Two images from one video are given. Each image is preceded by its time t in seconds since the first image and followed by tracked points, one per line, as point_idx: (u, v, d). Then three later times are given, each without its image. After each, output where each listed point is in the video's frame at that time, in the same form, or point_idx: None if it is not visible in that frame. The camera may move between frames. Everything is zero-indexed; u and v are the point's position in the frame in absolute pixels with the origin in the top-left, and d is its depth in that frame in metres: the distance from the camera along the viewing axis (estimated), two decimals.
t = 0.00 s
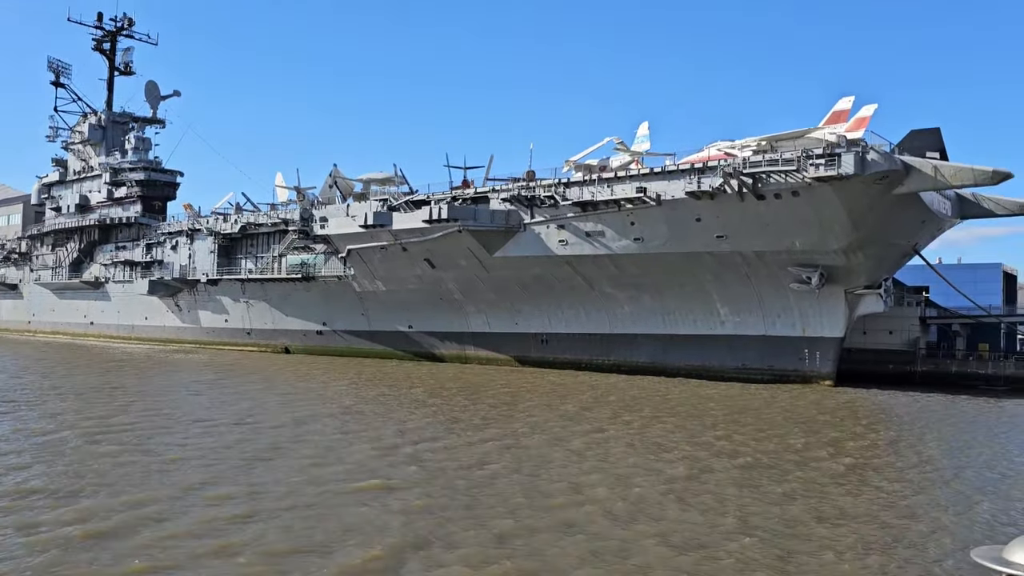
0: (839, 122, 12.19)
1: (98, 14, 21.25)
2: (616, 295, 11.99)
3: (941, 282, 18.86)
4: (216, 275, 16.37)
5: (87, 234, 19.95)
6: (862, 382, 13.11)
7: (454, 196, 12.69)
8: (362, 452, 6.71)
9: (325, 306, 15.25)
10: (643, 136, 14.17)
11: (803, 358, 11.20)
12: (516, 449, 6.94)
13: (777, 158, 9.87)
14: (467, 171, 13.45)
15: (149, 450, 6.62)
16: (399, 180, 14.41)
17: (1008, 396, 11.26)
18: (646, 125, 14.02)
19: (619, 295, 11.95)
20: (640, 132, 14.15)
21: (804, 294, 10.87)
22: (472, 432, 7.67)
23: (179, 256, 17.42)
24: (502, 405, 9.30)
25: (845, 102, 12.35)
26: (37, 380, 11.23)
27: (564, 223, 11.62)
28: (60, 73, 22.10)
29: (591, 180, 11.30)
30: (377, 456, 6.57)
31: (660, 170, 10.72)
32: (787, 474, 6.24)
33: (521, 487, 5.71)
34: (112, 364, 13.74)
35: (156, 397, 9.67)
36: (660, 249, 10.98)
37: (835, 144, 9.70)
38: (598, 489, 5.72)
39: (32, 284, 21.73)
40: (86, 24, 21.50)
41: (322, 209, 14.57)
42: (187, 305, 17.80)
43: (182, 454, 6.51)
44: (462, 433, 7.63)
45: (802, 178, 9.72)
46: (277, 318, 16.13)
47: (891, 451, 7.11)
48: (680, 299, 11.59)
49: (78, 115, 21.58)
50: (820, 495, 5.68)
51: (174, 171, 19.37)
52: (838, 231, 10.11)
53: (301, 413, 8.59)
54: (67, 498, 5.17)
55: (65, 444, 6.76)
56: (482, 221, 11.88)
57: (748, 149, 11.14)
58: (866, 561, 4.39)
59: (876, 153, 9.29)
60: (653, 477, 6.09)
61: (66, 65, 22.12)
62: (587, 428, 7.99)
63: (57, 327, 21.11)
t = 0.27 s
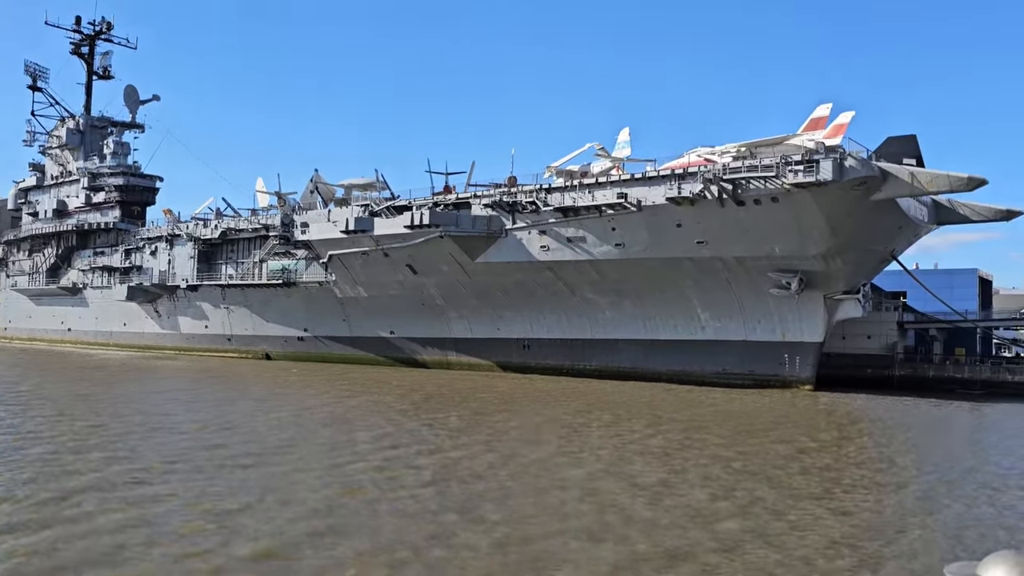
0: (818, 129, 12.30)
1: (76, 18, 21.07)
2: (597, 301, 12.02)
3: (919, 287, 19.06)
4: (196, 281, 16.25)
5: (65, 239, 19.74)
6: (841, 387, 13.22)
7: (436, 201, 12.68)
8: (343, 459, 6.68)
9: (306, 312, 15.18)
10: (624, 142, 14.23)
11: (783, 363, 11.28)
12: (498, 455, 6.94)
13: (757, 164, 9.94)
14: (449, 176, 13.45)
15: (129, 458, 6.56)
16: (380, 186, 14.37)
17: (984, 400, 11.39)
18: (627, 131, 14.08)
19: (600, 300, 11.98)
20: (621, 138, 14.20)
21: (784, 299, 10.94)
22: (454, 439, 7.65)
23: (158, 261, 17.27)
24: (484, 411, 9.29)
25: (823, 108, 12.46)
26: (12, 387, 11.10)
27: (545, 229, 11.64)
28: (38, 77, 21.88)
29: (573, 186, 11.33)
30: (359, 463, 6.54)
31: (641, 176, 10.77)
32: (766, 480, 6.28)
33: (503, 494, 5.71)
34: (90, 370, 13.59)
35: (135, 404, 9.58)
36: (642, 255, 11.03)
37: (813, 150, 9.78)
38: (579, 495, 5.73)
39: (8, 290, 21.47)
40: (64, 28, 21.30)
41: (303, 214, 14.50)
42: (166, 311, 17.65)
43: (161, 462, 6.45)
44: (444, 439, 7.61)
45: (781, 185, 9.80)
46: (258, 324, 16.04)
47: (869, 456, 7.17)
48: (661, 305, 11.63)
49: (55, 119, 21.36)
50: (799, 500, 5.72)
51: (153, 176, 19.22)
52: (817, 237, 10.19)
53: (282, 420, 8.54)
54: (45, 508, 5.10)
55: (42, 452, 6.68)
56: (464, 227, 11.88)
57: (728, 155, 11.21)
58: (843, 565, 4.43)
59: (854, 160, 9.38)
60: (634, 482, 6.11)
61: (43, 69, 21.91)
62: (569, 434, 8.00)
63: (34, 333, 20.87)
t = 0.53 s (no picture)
0: (803, 133, 12.35)
1: (60, 21, 20.91)
2: (585, 305, 12.02)
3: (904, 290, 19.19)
4: (181, 285, 16.13)
5: (48, 243, 19.57)
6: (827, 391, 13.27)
7: (423, 205, 12.64)
8: (329, 464, 6.63)
9: (293, 316, 15.10)
10: (611, 146, 14.25)
11: (770, 367, 11.31)
12: (485, 460, 6.91)
13: (743, 169, 9.97)
14: (435, 180, 13.41)
15: (112, 465, 6.47)
16: (367, 190, 14.32)
17: (969, 403, 11.47)
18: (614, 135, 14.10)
19: (588, 304, 11.98)
20: (608, 142, 14.22)
21: (770, 303, 10.97)
22: (441, 444, 7.61)
23: (143, 266, 17.14)
24: (471, 416, 9.26)
25: (809, 113, 12.53)
26: None
27: (533, 233, 11.63)
28: (21, 80, 21.70)
29: (560, 190, 11.33)
30: (345, 468, 6.50)
31: (628, 180, 10.78)
32: (754, 483, 6.28)
33: (490, 499, 5.68)
34: (73, 376, 13.47)
35: (119, 409, 9.49)
36: (629, 259, 11.03)
37: (799, 154, 9.82)
38: (566, 499, 5.71)
39: None
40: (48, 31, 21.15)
41: (289, 218, 14.42)
42: (151, 316, 17.52)
43: (145, 469, 6.37)
44: (431, 444, 7.57)
45: (768, 189, 9.83)
46: (243, 329, 15.94)
47: (856, 459, 7.19)
48: (648, 309, 11.64)
49: (38, 123, 21.19)
50: (786, 503, 5.72)
51: (138, 180, 19.08)
52: (803, 241, 10.23)
53: (268, 425, 8.47)
54: (27, 516, 5.02)
55: (23, 459, 6.58)
56: (451, 231, 11.85)
57: (714, 159, 11.24)
58: (830, 568, 4.43)
59: (839, 164, 9.42)
60: (622, 487, 6.09)
61: (26, 72, 21.73)
62: (557, 438, 7.98)
63: (17, 338, 20.67)
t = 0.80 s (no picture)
0: (797, 136, 12.40)
1: (53, 21, 20.85)
2: (579, 307, 12.03)
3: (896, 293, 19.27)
4: (174, 287, 16.09)
5: (40, 244, 19.50)
6: (821, 393, 13.32)
7: (418, 207, 12.64)
8: (324, 466, 6.63)
9: (287, 318, 15.08)
10: (605, 148, 14.27)
11: (764, 369, 11.34)
12: (480, 462, 6.91)
13: (737, 171, 10.00)
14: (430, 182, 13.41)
15: (105, 467, 6.44)
16: (361, 191, 14.31)
17: (961, 405, 11.52)
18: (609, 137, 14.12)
19: (582, 306, 11.99)
20: (603, 144, 14.24)
21: (764, 305, 11.01)
22: (436, 446, 7.61)
23: (136, 267, 17.09)
24: (465, 418, 9.26)
25: (803, 115, 12.57)
26: None
27: (527, 234, 11.64)
28: (13, 80, 21.61)
29: (554, 192, 11.34)
30: (341, 470, 6.50)
31: (622, 182, 10.80)
32: (749, 485, 6.30)
33: (486, 500, 5.69)
34: (66, 378, 13.42)
35: (112, 411, 9.47)
36: (623, 261, 11.05)
37: (793, 157, 9.86)
38: (561, 501, 5.71)
39: None
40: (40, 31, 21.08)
41: (283, 220, 14.40)
42: (144, 318, 17.47)
43: (138, 471, 6.34)
44: (426, 446, 7.57)
45: (762, 191, 9.86)
46: (237, 331, 15.91)
47: (850, 462, 7.22)
48: (643, 311, 11.66)
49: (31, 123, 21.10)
50: (781, 505, 5.75)
51: (131, 181, 19.03)
52: (797, 244, 10.26)
53: (263, 427, 8.46)
54: (19, 518, 4.99)
55: (15, 461, 6.55)
56: (446, 232, 11.85)
57: (708, 162, 11.28)
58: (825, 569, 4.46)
59: (833, 167, 9.46)
60: (617, 488, 6.11)
61: (19, 72, 21.64)
62: (552, 440, 7.98)
63: (8, 340, 20.58)
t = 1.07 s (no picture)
0: (795, 134, 12.42)
1: (51, 17, 20.81)
2: (578, 305, 12.05)
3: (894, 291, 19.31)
4: (173, 284, 16.09)
5: (38, 241, 19.47)
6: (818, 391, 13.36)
7: (417, 205, 12.65)
8: (325, 463, 6.66)
9: (285, 316, 15.09)
10: (604, 146, 14.29)
11: (762, 367, 11.37)
12: (480, 459, 6.94)
13: (736, 169, 10.02)
14: (429, 180, 13.42)
15: (104, 465, 6.43)
16: (360, 189, 14.32)
17: (958, 403, 11.56)
18: (607, 135, 14.14)
19: (581, 304, 12.01)
20: (602, 142, 14.26)
21: (763, 303, 11.03)
22: (436, 443, 7.64)
23: (134, 264, 17.09)
24: (465, 415, 9.28)
25: (801, 114, 12.60)
26: None
27: (526, 232, 11.65)
28: (11, 76, 21.58)
29: (553, 190, 11.35)
30: (341, 467, 6.52)
31: (621, 180, 10.82)
32: (748, 483, 6.33)
33: (486, 498, 5.72)
34: (65, 375, 13.42)
35: (111, 408, 9.48)
36: (622, 259, 11.07)
37: (792, 155, 9.87)
38: (562, 499, 5.74)
39: None
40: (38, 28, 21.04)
41: (282, 217, 14.40)
42: (142, 315, 17.48)
43: (137, 469, 6.33)
44: (426, 444, 7.60)
45: (760, 190, 9.88)
46: (235, 328, 15.92)
47: (848, 459, 7.26)
48: (641, 308, 11.69)
49: (28, 120, 21.07)
50: (780, 502, 5.78)
51: (129, 178, 19.01)
52: (795, 242, 10.29)
53: (262, 424, 8.48)
54: (18, 516, 4.98)
55: (16, 458, 6.57)
56: (445, 230, 11.87)
57: (707, 160, 11.29)
58: (825, 565, 4.49)
59: (831, 165, 9.49)
60: (617, 486, 6.14)
61: (16, 68, 21.61)
62: (551, 438, 8.00)
63: (6, 337, 20.58)
